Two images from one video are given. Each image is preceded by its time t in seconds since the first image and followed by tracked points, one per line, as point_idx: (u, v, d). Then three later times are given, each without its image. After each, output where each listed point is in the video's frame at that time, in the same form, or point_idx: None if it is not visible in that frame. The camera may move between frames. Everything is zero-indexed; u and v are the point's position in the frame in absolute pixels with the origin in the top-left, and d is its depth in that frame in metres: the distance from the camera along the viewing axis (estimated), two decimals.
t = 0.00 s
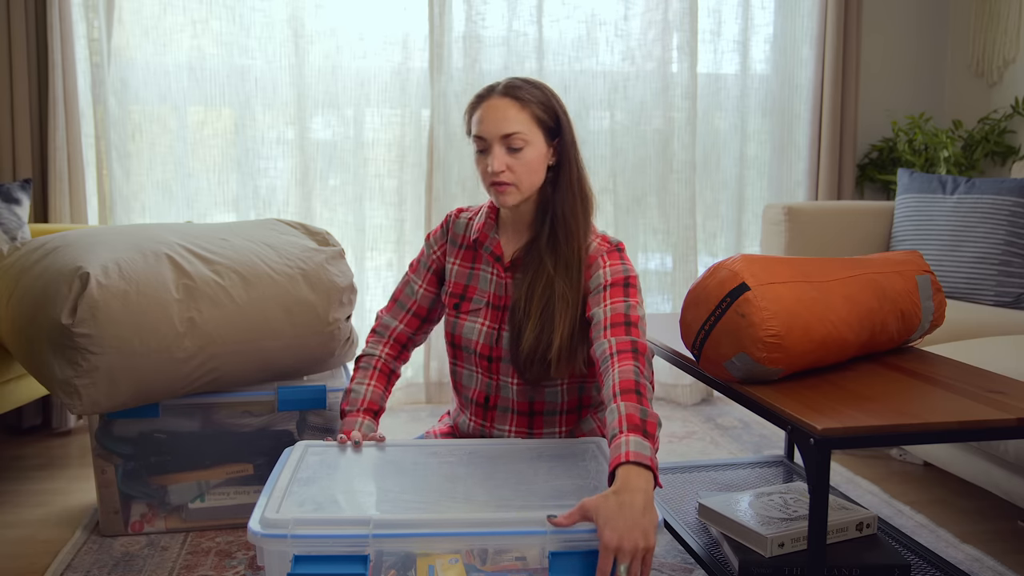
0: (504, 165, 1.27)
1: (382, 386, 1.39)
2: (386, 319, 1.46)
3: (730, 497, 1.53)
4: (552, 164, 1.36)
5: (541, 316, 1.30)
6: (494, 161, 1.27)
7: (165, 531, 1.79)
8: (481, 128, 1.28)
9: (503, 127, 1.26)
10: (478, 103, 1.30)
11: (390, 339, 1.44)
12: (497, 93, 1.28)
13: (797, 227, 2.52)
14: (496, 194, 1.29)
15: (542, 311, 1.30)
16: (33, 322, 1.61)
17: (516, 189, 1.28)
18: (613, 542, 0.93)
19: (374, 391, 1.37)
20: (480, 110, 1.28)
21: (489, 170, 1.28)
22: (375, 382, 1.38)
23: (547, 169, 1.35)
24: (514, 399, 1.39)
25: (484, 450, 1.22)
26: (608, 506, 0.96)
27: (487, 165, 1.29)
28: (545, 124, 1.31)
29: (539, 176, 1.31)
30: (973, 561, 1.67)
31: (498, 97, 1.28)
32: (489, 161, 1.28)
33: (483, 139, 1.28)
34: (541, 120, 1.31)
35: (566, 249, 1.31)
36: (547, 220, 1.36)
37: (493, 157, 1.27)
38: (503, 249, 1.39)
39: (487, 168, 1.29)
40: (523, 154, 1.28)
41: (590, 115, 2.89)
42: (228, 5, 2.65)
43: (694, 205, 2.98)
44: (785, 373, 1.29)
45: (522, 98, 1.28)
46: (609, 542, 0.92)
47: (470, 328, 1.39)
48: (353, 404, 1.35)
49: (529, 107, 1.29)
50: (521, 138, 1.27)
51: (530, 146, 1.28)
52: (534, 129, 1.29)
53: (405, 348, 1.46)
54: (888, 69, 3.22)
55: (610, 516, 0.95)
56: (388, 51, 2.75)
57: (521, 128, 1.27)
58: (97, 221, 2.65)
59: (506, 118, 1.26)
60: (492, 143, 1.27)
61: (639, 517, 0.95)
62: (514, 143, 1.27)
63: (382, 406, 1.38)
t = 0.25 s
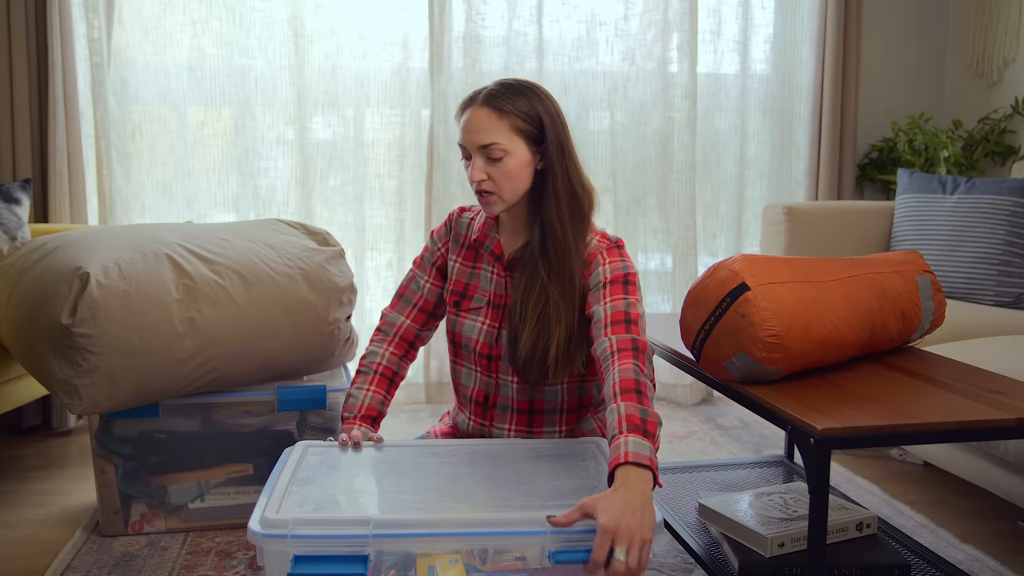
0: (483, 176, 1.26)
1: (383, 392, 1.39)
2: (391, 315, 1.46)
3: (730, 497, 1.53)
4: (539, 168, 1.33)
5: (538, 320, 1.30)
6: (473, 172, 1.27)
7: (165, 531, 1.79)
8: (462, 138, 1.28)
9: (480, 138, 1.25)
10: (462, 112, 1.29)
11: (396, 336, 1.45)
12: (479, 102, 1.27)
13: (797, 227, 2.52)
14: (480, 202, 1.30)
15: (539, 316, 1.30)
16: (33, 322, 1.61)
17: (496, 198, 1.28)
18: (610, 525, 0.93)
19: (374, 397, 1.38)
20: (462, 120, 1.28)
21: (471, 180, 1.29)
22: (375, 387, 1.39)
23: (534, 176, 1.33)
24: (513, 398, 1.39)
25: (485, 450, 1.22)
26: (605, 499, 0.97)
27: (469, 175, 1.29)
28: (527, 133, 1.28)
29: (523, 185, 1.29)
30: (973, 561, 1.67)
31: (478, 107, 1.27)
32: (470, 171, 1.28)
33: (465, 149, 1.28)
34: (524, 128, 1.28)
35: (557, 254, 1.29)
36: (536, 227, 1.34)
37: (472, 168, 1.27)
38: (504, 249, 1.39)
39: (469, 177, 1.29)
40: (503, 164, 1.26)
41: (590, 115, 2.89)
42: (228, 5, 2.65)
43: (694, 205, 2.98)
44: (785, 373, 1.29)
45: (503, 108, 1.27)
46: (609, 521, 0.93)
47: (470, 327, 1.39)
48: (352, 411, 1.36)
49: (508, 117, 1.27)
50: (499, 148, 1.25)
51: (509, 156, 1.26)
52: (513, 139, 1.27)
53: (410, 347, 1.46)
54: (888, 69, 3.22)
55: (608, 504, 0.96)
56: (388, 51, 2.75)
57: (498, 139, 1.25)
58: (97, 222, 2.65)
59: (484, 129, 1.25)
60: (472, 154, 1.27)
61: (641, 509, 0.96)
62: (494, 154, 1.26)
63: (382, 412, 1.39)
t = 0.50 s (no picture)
0: (486, 176, 1.26)
1: (370, 366, 1.38)
2: (376, 303, 1.44)
3: (730, 497, 1.53)
4: (541, 167, 1.33)
5: (539, 317, 1.30)
6: (476, 172, 1.27)
7: (165, 531, 1.79)
8: (465, 138, 1.27)
9: (483, 138, 1.25)
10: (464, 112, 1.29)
11: (378, 323, 1.43)
12: (482, 101, 1.27)
13: (797, 227, 2.52)
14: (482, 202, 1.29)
15: (540, 312, 1.30)
16: (33, 322, 1.61)
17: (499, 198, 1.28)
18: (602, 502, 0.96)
19: (362, 371, 1.36)
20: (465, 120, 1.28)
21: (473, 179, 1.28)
22: (362, 362, 1.37)
23: (535, 175, 1.33)
24: (514, 395, 1.39)
25: (485, 450, 1.22)
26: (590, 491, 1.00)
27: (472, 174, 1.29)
28: (529, 134, 1.28)
29: (525, 184, 1.29)
30: (973, 561, 1.67)
31: (480, 107, 1.26)
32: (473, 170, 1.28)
33: (468, 148, 1.28)
34: (526, 129, 1.28)
35: (560, 250, 1.30)
36: (539, 226, 1.34)
37: (475, 168, 1.27)
38: (504, 246, 1.39)
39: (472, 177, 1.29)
40: (506, 164, 1.26)
41: (590, 115, 2.89)
42: (228, 5, 2.65)
43: (694, 205, 2.98)
44: (784, 373, 1.29)
45: (506, 108, 1.26)
46: (600, 499, 0.96)
47: (471, 324, 1.39)
48: (340, 385, 1.33)
49: (511, 117, 1.26)
50: (502, 148, 1.25)
51: (512, 156, 1.26)
52: (516, 139, 1.27)
53: (392, 335, 1.45)
54: (888, 68, 3.22)
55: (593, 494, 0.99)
56: (388, 51, 2.75)
57: (501, 139, 1.25)
58: (97, 221, 2.65)
59: (487, 129, 1.25)
60: (475, 153, 1.27)
61: (632, 492, 0.99)
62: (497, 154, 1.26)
63: (371, 385, 1.36)
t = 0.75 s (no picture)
0: (491, 180, 1.26)
1: (365, 363, 1.38)
2: (370, 304, 1.44)
3: (730, 497, 1.53)
4: (545, 168, 1.33)
5: (541, 316, 1.30)
6: (481, 176, 1.27)
7: (165, 531, 1.79)
8: (470, 142, 1.27)
9: (489, 142, 1.25)
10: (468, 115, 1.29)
11: (372, 323, 1.43)
12: (486, 105, 1.27)
13: (797, 227, 2.52)
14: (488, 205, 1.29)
15: (542, 312, 1.30)
16: (33, 322, 1.61)
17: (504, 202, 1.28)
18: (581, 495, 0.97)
19: (357, 368, 1.36)
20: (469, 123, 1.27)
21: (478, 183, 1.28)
22: (357, 360, 1.37)
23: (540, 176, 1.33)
24: (514, 396, 1.38)
25: (485, 450, 1.22)
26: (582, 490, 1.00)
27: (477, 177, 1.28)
28: (534, 137, 1.28)
29: (530, 188, 1.29)
30: (973, 561, 1.67)
31: (485, 111, 1.26)
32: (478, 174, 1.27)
33: (473, 152, 1.27)
34: (531, 132, 1.28)
35: (563, 251, 1.30)
36: (542, 226, 1.34)
37: (481, 172, 1.27)
38: (504, 247, 1.39)
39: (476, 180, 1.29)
40: (512, 168, 1.26)
41: (590, 115, 2.89)
42: (228, 5, 2.65)
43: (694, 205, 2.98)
44: (785, 373, 1.29)
45: (512, 111, 1.26)
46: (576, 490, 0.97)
47: (471, 326, 1.39)
48: (336, 380, 1.33)
49: (516, 121, 1.26)
50: (508, 153, 1.25)
51: (518, 160, 1.26)
52: (522, 143, 1.27)
53: (385, 335, 1.45)
54: (888, 69, 3.22)
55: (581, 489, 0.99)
56: (388, 51, 2.75)
57: (507, 144, 1.25)
58: (98, 221, 2.65)
59: (492, 134, 1.25)
60: (480, 158, 1.27)
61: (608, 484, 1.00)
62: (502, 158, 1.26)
63: (367, 381, 1.36)
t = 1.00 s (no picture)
0: (495, 183, 1.26)
1: (373, 365, 1.38)
2: (376, 309, 1.44)
3: (730, 497, 1.53)
4: (546, 170, 1.33)
5: (541, 317, 1.30)
6: (484, 178, 1.26)
7: (165, 531, 1.79)
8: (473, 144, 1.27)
9: (491, 145, 1.25)
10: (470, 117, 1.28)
11: (378, 327, 1.43)
12: (488, 108, 1.26)
13: (797, 227, 2.52)
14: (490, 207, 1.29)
15: (542, 313, 1.30)
16: (33, 322, 1.61)
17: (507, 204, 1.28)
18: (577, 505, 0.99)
19: (366, 369, 1.36)
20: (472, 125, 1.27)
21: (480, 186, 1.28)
22: (365, 362, 1.37)
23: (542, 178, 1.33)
24: (514, 396, 1.38)
25: (485, 450, 1.22)
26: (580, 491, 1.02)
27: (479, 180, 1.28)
28: (538, 140, 1.29)
29: (531, 191, 1.29)
30: (973, 561, 1.67)
31: (488, 113, 1.26)
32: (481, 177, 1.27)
33: (475, 155, 1.27)
34: (533, 135, 1.28)
35: (563, 252, 1.30)
36: (541, 229, 1.34)
37: (484, 175, 1.27)
38: (504, 247, 1.39)
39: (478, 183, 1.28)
40: (514, 170, 1.26)
41: (590, 115, 2.89)
42: (228, 5, 2.65)
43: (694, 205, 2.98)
44: (784, 373, 1.29)
45: (514, 114, 1.26)
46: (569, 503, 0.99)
47: (470, 326, 1.39)
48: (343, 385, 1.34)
49: (518, 124, 1.26)
50: (511, 156, 1.25)
51: (520, 163, 1.26)
52: (524, 145, 1.27)
53: (392, 339, 1.45)
54: (888, 69, 3.22)
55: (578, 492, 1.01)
56: (388, 51, 2.75)
57: (511, 147, 1.25)
58: (97, 222, 2.65)
59: (495, 136, 1.25)
60: (483, 161, 1.26)
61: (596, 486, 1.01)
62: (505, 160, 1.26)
63: (377, 381, 1.36)
